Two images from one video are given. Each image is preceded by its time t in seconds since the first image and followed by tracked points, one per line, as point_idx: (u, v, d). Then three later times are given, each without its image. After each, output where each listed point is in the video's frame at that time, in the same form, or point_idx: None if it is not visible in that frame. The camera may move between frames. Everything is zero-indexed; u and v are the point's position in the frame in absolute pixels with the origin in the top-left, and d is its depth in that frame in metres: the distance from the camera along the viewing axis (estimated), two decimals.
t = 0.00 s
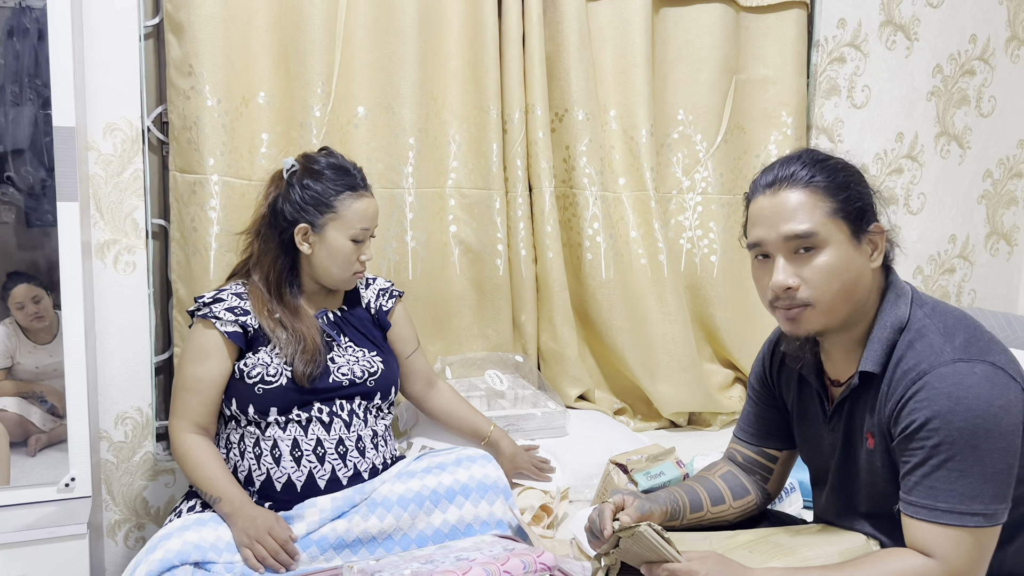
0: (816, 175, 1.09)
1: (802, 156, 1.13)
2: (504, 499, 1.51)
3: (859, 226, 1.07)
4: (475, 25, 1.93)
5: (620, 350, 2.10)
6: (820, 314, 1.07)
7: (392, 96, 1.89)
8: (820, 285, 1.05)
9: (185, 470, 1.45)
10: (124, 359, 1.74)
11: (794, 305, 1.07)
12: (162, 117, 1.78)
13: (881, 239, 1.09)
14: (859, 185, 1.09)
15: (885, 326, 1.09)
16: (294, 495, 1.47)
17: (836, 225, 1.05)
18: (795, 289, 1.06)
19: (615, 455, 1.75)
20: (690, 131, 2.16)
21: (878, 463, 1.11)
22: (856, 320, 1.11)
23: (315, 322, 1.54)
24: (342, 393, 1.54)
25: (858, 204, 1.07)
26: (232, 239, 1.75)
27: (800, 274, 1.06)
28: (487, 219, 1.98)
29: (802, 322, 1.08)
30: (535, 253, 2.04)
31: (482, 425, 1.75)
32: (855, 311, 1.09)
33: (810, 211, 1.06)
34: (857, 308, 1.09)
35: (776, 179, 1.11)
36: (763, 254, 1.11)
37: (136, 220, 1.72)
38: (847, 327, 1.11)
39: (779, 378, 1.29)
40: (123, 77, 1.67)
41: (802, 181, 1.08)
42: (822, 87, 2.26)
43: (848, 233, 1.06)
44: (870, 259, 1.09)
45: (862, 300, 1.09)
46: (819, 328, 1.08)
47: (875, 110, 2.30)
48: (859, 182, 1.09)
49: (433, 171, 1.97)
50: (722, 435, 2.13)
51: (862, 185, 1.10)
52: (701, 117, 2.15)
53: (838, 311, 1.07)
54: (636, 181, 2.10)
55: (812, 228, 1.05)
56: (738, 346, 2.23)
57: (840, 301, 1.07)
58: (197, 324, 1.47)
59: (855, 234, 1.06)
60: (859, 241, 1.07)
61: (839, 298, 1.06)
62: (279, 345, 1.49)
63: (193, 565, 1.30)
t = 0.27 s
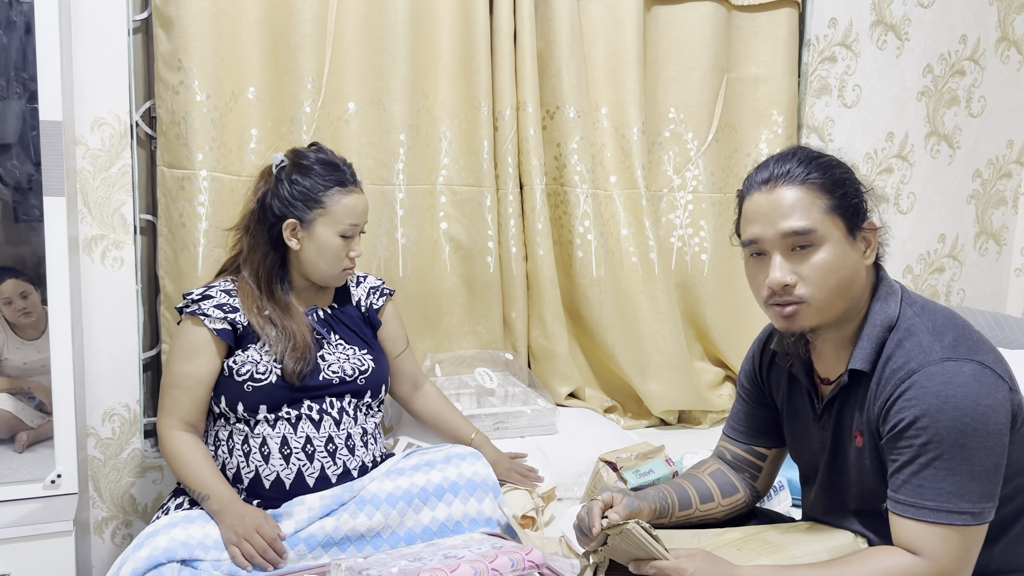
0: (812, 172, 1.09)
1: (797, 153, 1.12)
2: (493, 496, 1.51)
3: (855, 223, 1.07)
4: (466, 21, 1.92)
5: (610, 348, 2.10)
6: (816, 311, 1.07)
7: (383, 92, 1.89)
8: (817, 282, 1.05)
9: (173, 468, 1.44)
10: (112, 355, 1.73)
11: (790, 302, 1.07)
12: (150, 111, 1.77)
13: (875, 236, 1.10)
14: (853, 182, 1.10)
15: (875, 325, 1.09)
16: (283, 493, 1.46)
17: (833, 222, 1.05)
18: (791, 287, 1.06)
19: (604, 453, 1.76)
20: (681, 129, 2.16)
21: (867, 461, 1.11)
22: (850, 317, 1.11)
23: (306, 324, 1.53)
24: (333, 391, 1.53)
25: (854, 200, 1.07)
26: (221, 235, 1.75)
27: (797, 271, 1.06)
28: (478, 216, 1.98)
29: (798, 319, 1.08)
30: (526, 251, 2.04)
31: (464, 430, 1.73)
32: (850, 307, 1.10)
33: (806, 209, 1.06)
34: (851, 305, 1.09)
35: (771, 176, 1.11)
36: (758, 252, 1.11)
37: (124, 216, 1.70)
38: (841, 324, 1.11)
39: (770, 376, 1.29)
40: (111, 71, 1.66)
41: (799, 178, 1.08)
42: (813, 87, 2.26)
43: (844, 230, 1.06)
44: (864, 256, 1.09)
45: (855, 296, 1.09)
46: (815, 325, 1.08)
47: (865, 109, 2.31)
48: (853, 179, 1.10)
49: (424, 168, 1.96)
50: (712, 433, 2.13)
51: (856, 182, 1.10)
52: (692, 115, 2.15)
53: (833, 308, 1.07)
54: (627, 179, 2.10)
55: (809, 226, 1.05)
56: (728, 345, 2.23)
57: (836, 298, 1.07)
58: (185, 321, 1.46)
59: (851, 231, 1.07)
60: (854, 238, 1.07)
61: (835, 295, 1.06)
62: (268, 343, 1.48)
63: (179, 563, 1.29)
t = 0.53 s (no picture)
0: (785, 175, 1.08)
1: (777, 152, 1.12)
2: (482, 492, 1.50)
3: (825, 229, 1.06)
4: (457, 16, 1.91)
5: (600, 345, 2.10)
6: (777, 314, 1.09)
7: (373, 87, 1.88)
8: (776, 288, 1.07)
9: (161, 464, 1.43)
10: (99, 351, 1.72)
11: (751, 303, 1.10)
12: (138, 105, 1.76)
13: (852, 241, 1.08)
14: (829, 185, 1.08)
15: (864, 323, 1.09)
16: (271, 489, 1.46)
17: (795, 230, 1.05)
18: (751, 290, 1.09)
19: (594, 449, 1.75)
20: (672, 126, 2.16)
21: (855, 458, 1.11)
22: (823, 318, 1.11)
23: (296, 321, 1.52)
24: (322, 386, 1.53)
25: (823, 206, 1.06)
26: (210, 230, 1.74)
27: (758, 275, 1.08)
28: (469, 212, 1.97)
29: (760, 320, 1.10)
30: (517, 247, 2.04)
31: (452, 430, 1.72)
32: (818, 311, 1.10)
33: (770, 215, 1.06)
34: (820, 308, 1.10)
35: (744, 177, 1.12)
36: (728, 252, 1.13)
37: (112, 210, 1.69)
38: (813, 325, 1.12)
39: (759, 373, 1.29)
40: (99, 64, 1.65)
41: (768, 182, 1.08)
42: (804, 84, 2.27)
43: (809, 237, 1.06)
44: (837, 261, 1.08)
45: (824, 300, 1.09)
46: (776, 327, 1.10)
47: (856, 107, 2.31)
48: (829, 182, 1.08)
49: (414, 164, 1.95)
50: (702, 430, 2.14)
51: (834, 184, 1.08)
52: (683, 112, 2.15)
53: (796, 312, 1.09)
54: (618, 176, 2.10)
55: (770, 232, 1.06)
56: (719, 341, 2.23)
57: (798, 302, 1.08)
58: (174, 318, 1.46)
59: (818, 237, 1.06)
60: (823, 244, 1.06)
61: (796, 300, 1.07)
62: (257, 340, 1.47)
63: (166, 559, 1.28)
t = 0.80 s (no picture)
0: (771, 174, 1.08)
1: (764, 151, 1.12)
2: (473, 488, 1.51)
3: (809, 229, 1.06)
4: (449, 11, 1.91)
5: (592, 341, 2.11)
6: (760, 312, 1.10)
7: (364, 82, 1.87)
8: (759, 287, 1.08)
9: (152, 458, 1.42)
10: (89, 347, 1.71)
11: (735, 301, 1.11)
12: (128, 100, 1.75)
13: (837, 241, 1.08)
14: (815, 185, 1.07)
15: (851, 320, 1.09)
16: (262, 484, 1.46)
17: (779, 230, 1.06)
18: (735, 287, 1.10)
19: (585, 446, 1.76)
20: (664, 122, 2.16)
21: (843, 454, 1.12)
22: (808, 317, 1.12)
23: (288, 315, 1.51)
24: (314, 383, 1.52)
25: (808, 206, 1.06)
26: (200, 226, 1.73)
27: (742, 274, 1.09)
28: (460, 208, 1.97)
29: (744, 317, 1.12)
30: (508, 243, 2.04)
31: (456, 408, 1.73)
32: (802, 309, 1.11)
33: (754, 215, 1.07)
34: (805, 307, 1.10)
35: (731, 175, 1.12)
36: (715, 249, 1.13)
37: (102, 206, 1.68)
38: (798, 322, 1.13)
39: (748, 370, 1.29)
40: (88, 59, 1.64)
41: (754, 181, 1.08)
42: (796, 81, 2.27)
43: (793, 237, 1.06)
44: (821, 261, 1.08)
45: (809, 299, 1.10)
46: (760, 325, 1.12)
47: (848, 104, 2.32)
48: (816, 181, 1.08)
49: (405, 160, 1.95)
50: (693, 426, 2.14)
51: (820, 183, 1.08)
52: (675, 109, 2.15)
53: (781, 310, 1.09)
54: (609, 172, 2.10)
55: (754, 232, 1.06)
56: (710, 338, 2.24)
57: (782, 301, 1.09)
58: (167, 311, 1.45)
59: (803, 238, 1.06)
60: (807, 244, 1.07)
61: (779, 299, 1.08)
62: (250, 334, 1.46)
63: (156, 555, 1.28)
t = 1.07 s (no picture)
0: (772, 159, 1.09)
1: (758, 142, 1.13)
2: (467, 484, 1.51)
3: (816, 210, 1.08)
4: (443, 6, 1.90)
5: (586, 337, 2.11)
6: (777, 298, 1.08)
7: (358, 77, 1.86)
8: (775, 269, 1.06)
9: (148, 451, 1.41)
10: (81, 343, 1.70)
11: (750, 289, 1.08)
12: (120, 95, 1.74)
13: (839, 222, 1.10)
14: (815, 169, 1.10)
15: (844, 314, 1.09)
16: (256, 479, 1.45)
17: (791, 209, 1.06)
18: (750, 274, 1.07)
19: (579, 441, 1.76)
20: (658, 118, 2.16)
21: (837, 448, 1.12)
22: (815, 304, 1.12)
23: (287, 314, 1.51)
24: (311, 380, 1.52)
25: (813, 186, 1.08)
26: (192, 221, 1.72)
27: (755, 258, 1.07)
28: (454, 204, 1.97)
29: (760, 306, 1.09)
30: (502, 239, 2.04)
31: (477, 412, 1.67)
32: (812, 295, 1.10)
33: (765, 195, 1.06)
34: (814, 292, 1.10)
35: (732, 165, 1.12)
36: (720, 239, 1.12)
37: (93, 201, 1.67)
38: (805, 311, 1.12)
39: (742, 365, 1.29)
40: (79, 53, 1.63)
41: (759, 165, 1.09)
42: (789, 77, 2.27)
43: (804, 217, 1.07)
44: (827, 243, 1.10)
45: (819, 283, 1.10)
46: (776, 313, 1.09)
47: (841, 100, 2.32)
48: (815, 165, 1.10)
49: (399, 155, 1.94)
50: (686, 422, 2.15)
51: (818, 168, 1.10)
52: (669, 104, 2.15)
53: (794, 295, 1.08)
54: (603, 168, 2.10)
55: (766, 212, 1.06)
56: (703, 334, 2.24)
57: (796, 285, 1.07)
58: (165, 304, 1.45)
59: (812, 218, 1.07)
60: (816, 224, 1.08)
61: (794, 282, 1.07)
62: (247, 329, 1.46)
63: (149, 551, 1.28)
